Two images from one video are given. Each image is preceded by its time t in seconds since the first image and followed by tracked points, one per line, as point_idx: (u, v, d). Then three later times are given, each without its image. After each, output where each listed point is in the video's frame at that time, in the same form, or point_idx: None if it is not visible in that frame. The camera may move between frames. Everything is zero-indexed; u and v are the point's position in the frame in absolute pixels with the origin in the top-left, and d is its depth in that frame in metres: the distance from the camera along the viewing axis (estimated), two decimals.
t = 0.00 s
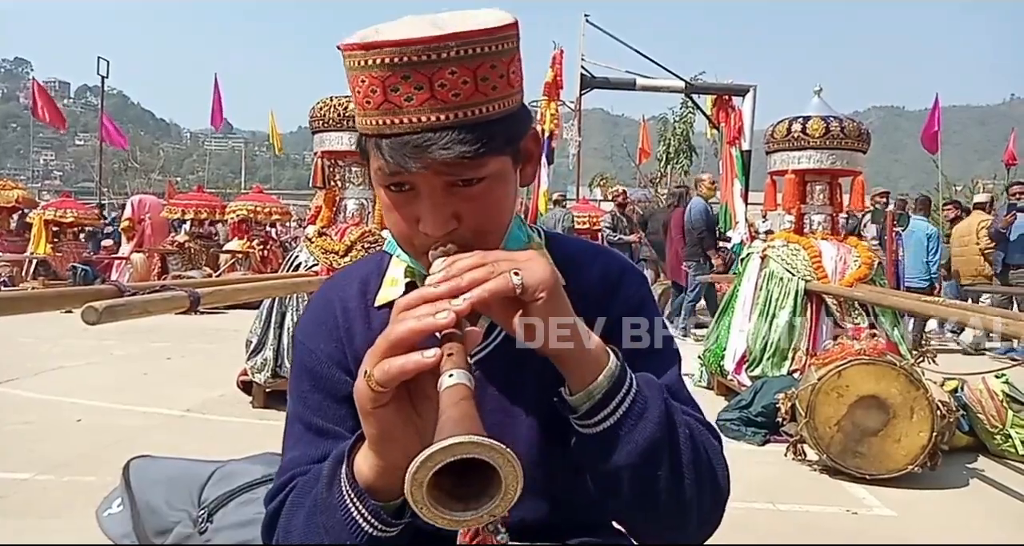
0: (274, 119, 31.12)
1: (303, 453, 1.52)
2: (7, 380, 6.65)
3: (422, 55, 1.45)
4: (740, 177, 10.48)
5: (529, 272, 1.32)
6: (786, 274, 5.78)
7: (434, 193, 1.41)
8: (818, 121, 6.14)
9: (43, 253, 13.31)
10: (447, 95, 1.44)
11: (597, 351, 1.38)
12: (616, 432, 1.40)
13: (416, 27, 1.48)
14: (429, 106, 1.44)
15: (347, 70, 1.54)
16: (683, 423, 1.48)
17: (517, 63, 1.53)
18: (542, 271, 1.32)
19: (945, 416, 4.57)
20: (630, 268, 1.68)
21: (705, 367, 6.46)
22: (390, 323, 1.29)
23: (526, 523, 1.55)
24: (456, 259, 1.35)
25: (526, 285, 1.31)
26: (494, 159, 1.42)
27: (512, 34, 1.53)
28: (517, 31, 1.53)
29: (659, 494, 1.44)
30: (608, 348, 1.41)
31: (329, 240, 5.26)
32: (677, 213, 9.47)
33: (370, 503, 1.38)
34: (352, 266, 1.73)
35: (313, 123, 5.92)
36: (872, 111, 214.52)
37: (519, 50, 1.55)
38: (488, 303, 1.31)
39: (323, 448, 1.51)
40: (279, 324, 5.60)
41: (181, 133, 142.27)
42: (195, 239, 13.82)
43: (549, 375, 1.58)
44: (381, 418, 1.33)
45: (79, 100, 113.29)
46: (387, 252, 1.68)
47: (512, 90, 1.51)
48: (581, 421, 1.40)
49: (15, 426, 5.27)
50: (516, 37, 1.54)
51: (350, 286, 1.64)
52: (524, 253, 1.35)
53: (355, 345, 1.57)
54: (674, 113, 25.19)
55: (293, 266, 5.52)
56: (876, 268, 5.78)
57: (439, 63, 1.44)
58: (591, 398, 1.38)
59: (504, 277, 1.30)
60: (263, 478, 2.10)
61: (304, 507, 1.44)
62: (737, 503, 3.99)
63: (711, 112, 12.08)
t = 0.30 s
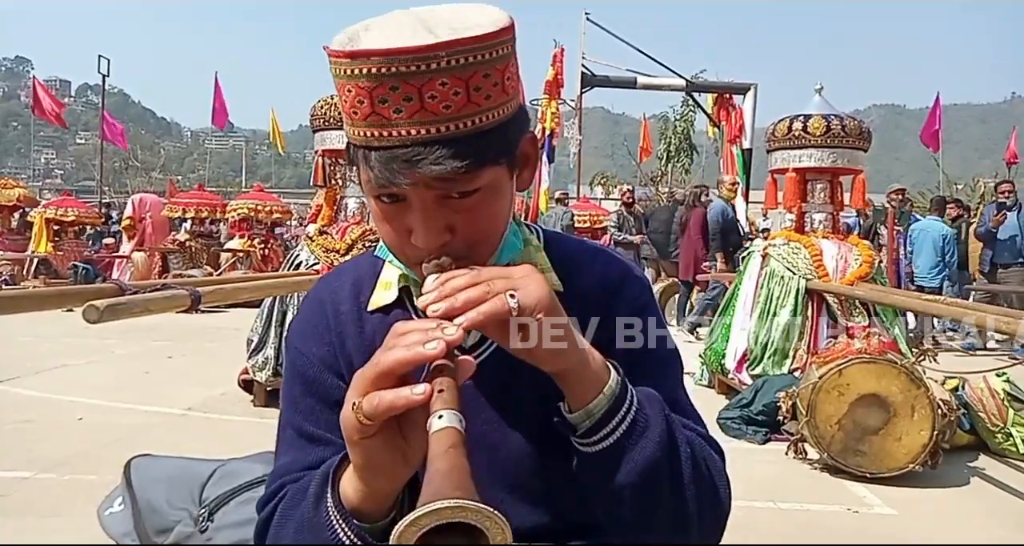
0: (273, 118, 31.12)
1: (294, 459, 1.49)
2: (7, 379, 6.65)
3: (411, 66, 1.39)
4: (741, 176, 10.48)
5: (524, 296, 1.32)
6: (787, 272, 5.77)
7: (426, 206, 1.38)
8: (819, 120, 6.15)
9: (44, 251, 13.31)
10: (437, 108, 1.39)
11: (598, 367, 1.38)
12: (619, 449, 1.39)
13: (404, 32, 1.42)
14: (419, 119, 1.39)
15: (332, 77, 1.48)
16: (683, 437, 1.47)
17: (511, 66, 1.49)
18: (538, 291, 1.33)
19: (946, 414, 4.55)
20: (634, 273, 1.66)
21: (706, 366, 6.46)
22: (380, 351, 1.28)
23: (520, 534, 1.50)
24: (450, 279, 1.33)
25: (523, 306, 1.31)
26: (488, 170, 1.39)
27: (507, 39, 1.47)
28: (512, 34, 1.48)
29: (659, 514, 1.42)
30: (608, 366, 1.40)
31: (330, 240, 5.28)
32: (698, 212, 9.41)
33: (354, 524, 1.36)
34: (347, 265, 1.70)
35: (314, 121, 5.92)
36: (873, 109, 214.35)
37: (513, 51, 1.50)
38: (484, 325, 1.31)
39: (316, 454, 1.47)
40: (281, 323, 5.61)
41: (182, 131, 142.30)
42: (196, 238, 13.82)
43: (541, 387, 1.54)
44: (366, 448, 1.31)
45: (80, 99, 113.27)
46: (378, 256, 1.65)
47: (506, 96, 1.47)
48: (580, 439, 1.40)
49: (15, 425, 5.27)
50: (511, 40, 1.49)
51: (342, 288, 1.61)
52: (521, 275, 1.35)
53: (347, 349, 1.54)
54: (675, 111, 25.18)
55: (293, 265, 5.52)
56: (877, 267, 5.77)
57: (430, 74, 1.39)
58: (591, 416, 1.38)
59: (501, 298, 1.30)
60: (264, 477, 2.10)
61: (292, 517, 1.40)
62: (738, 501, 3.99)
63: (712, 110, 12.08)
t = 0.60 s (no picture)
0: (275, 124, 31.16)
1: (292, 467, 1.48)
2: (9, 382, 6.66)
3: (426, 83, 1.35)
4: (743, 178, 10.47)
5: (541, 337, 1.25)
6: (789, 274, 5.77)
7: (438, 228, 1.34)
8: (821, 122, 6.13)
9: (47, 254, 13.34)
10: (453, 127, 1.35)
11: (608, 413, 1.34)
12: (619, 503, 1.36)
13: (422, 45, 1.37)
14: (433, 139, 1.35)
15: (343, 88, 1.44)
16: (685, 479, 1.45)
17: (533, 80, 1.45)
18: (554, 335, 1.26)
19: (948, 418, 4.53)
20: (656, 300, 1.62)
21: (707, 368, 6.47)
22: (390, 399, 1.25)
23: None
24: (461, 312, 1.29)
25: (536, 353, 1.25)
26: (504, 192, 1.36)
27: (529, 52, 1.43)
28: (535, 46, 1.44)
29: None
30: (618, 413, 1.36)
31: (332, 242, 5.31)
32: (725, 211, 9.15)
33: None
34: (353, 263, 1.69)
35: (315, 124, 5.95)
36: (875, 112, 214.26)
37: (536, 64, 1.46)
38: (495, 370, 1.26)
39: (315, 463, 1.47)
40: (283, 325, 5.62)
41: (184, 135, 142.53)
42: (199, 241, 13.84)
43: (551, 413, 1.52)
44: (367, 498, 1.33)
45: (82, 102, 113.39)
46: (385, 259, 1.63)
47: (526, 113, 1.43)
48: (586, 487, 1.38)
49: (17, 428, 5.27)
50: (534, 53, 1.45)
51: (347, 290, 1.59)
52: (536, 313, 1.28)
53: (349, 357, 1.53)
54: (676, 114, 25.19)
55: (295, 268, 5.52)
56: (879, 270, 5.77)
57: (448, 92, 1.35)
58: (595, 462, 1.35)
59: (512, 345, 1.25)
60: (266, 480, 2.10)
61: (288, 530, 1.40)
62: (739, 504, 3.99)
63: (713, 113, 12.08)
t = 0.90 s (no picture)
0: (275, 125, 31.24)
1: (295, 469, 1.54)
2: (15, 381, 6.74)
3: (469, 115, 1.30)
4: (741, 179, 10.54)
5: (558, 379, 1.28)
6: (786, 274, 5.86)
7: (468, 260, 1.35)
8: (817, 124, 6.22)
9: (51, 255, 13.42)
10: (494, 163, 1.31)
11: (638, 445, 1.39)
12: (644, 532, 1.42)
13: (466, 73, 1.33)
14: (470, 171, 1.32)
15: (376, 101, 1.38)
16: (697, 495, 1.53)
17: (581, 109, 1.41)
18: (572, 380, 1.29)
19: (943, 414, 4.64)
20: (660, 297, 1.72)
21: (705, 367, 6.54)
22: (399, 447, 1.28)
23: None
24: (480, 348, 1.33)
25: (555, 395, 1.28)
26: (537, 228, 1.36)
27: (578, 80, 1.37)
28: (586, 74, 1.40)
29: None
30: (648, 445, 1.41)
31: (337, 241, 5.40)
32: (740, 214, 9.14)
33: None
34: (365, 261, 1.75)
35: (322, 125, 6.03)
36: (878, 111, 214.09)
37: (586, 92, 1.42)
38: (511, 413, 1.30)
39: (318, 468, 1.53)
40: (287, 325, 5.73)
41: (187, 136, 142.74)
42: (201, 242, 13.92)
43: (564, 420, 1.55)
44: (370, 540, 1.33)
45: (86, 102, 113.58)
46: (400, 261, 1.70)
47: (569, 143, 1.39)
48: (608, 519, 1.44)
49: (25, 426, 5.36)
50: (585, 82, 1.40)
51: (359, 292, 1.65)
52: (556, 352, 1.31)
53: (357, 360, 1.59)
54: (675, 115, 25.26)
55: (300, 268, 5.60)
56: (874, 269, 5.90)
57: (491, 127, 1.30)
58: (622, 498, 1.41)
59: (529, 390, 1.27)
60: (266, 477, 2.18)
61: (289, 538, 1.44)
62: (737, 500, 4.09)
63: (712, 115, 12.15)
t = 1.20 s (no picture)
0: (275, 122, 31.13)
1: (290, 475, 1.43)
2: (10, 380, 6.67)
3: (501, 111, 1.20)
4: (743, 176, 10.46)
5: (578, 404, 1.18)
6: (789, 273, 5.77)
7: (488, 264, 1.25)
8: (821, 121, 6.15)
9: (48, 252, 13.34)
10: (524, 162, 1.22)
11: (656, 471, 1.30)
12: None
13: (499, 66, 1.22)
14: (500, 172, 1.22)
15: (398, 91, 1.28)
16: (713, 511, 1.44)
17: (614, 107, 1.32)
18: (592, 406, 1.18)
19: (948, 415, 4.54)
20: (666, 292, 1.63)
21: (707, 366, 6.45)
22: (403, 473, 1.19)
23: None
24: (493, 366, 1.22)
25: (573, 423, 1.18)
26: (562, 231, 1.27)
27: (616, 77, 1.28)
28: (622, 71, 1.29)
29: None
30: (669, 467, 1.32)
31: (333, 240, 5.31)
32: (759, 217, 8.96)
33: None
34: (364, 257, 1.63)
35: (316, 122, 5.88)
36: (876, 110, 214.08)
37: (619, 89, 1.33)
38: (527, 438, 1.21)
39: (317, 476, 1.43)
40: (284, 323, 5.65)
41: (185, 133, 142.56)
42: (199, 239, 13.83)
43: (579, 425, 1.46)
44: None
45: (83, 99, 113.18)
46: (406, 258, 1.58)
47: (601, 143, 1.31)
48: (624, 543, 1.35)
49: (18, 425, 5.28)
50: (620, 79, 1.30)
51: (360, 291, 1.54)
52: (575, 373, 1.21)
53: (357, 363, 1.48)
54: (676, 112, 25.16)
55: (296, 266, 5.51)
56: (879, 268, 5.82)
57: (524, 125, 1.21)
58: (639, 524, 1.32)
59: (547, 416, 1.18)
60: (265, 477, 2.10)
61: None
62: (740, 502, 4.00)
63: (714, 112, 12.06)
